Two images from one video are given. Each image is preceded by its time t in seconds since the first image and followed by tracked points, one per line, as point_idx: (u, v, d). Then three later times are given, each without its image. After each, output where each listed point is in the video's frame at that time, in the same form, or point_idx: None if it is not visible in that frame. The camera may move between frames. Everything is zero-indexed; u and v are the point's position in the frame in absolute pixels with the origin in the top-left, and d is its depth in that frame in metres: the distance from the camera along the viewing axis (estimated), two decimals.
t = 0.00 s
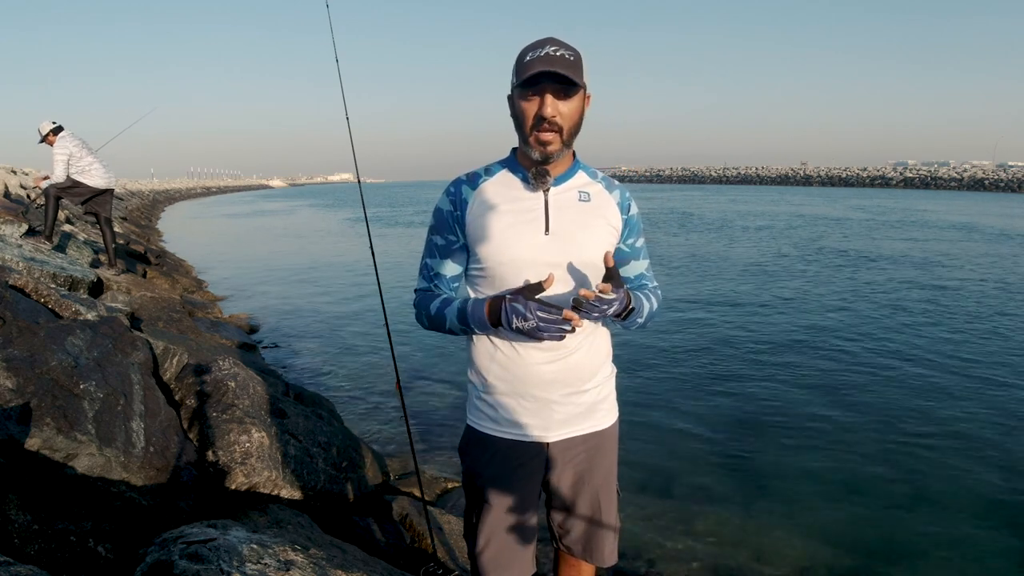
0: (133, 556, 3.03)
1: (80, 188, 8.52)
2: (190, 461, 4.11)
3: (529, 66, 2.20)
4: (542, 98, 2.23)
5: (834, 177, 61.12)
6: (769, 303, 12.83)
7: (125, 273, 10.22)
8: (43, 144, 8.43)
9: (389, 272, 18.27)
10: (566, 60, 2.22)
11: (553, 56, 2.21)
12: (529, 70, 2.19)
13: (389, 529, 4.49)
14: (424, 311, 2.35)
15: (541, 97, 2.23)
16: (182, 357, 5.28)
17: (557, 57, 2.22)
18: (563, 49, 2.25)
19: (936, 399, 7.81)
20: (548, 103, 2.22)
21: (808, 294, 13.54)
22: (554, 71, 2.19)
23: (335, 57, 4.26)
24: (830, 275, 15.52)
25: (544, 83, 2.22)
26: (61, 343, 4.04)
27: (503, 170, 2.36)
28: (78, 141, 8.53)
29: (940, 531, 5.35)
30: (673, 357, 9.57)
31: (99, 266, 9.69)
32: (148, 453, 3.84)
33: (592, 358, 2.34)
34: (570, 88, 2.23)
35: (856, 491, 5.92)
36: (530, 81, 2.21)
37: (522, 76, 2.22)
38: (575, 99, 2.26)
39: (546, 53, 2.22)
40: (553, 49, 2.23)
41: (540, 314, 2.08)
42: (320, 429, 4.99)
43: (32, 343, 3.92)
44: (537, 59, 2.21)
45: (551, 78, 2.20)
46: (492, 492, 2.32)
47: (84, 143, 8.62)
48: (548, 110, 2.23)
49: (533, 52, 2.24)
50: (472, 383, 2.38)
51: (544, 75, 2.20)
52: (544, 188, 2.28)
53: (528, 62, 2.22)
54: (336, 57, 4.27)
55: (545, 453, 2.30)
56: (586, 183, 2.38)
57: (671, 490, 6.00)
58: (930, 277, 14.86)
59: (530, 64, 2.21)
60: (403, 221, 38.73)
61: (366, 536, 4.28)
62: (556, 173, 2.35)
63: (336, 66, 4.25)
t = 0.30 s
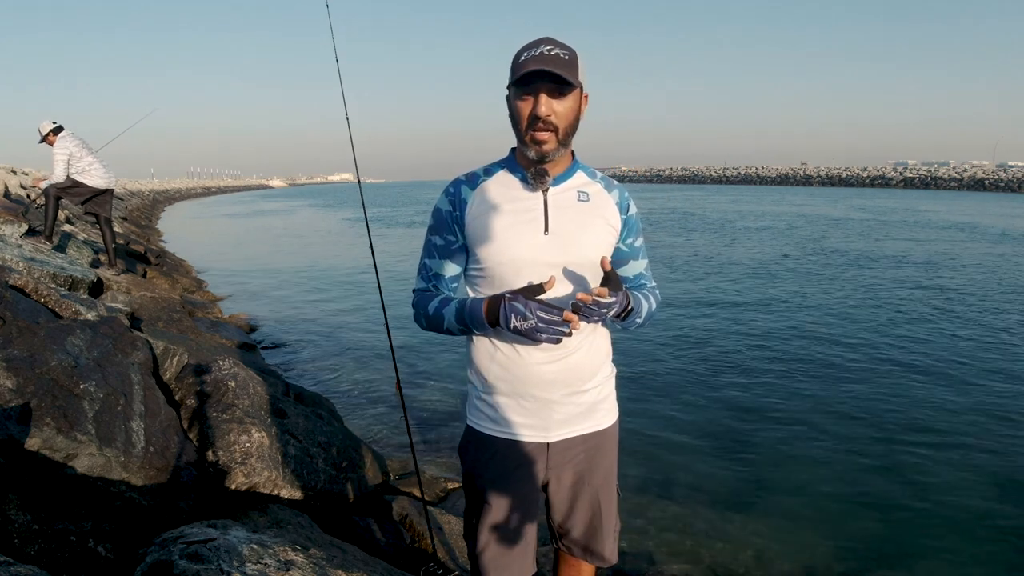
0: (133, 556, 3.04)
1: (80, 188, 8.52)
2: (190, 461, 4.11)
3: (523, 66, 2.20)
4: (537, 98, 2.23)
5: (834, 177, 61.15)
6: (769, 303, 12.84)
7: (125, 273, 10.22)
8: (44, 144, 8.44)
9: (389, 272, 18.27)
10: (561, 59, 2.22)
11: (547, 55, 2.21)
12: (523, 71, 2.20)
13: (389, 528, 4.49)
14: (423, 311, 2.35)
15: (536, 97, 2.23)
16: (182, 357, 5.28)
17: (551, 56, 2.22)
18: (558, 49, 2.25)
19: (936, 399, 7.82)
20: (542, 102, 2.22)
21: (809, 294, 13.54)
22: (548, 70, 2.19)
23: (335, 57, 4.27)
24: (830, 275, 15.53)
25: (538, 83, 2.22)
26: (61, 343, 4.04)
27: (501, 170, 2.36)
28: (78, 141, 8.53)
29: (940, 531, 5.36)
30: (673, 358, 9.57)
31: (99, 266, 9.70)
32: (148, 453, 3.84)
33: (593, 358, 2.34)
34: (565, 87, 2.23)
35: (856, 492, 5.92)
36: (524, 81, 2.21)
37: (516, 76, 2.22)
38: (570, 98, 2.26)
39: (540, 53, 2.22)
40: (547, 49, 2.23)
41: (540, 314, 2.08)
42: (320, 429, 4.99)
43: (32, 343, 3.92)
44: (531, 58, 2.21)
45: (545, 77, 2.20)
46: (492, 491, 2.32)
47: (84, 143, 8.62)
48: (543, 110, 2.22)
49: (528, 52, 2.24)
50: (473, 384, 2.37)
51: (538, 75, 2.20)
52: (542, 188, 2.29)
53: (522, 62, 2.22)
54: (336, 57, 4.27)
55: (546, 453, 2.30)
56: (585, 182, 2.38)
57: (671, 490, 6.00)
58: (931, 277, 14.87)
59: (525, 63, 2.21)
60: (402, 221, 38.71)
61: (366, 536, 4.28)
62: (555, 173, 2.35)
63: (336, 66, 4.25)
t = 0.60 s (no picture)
0: (133, 556, 3.04)
1: (80, 187, 8.52)
2: (190, 461, 4.11)
3: (520, 67, 2.21)
4: (534, 99, 2.23)
5: (834, 177, 61.16)
6: (769, 303, 12.83)
7: (125, 273, 10.22)
8: (44, 144, 8.44)
9: (389, 272, 18.27)
10: (558, 60, 2.22)
11: (544, 55, 2.21)
12: (520, 72, 2.20)
13: (389, 528, 4.48)
14: (422, 311, 2.35)
15: (533, 98, 2.23)
16: (182, 357, 5.28)
17: (548, 57, 2.22)
18: (554, 49, 2.25)
19: (936, 400, 7.82)
20: (540, 103, 2.22)
21: (809, 295, 13.54)
22: (544, 71, 2.19)
23: (335, 56, 4.27)
24: (830, 275, 15.53)
25: (535, 84, 2.22)
26: (61, 343, 4.04)
27: (500, 171, 2.36)
28: (78, 141, 8.53)
29: (940, 531, 5.36)
30: (673, 358, 9.57)
31: (99, 266, 9.70)
32: (148, 453, 3.84)
33: (592, 358, 2.33)
34: (562, 88, 2.23)
35: (856, 492, 5.92)
36: (522, 82, 2.22)
37: (513, 78, 2.22)
38: (567, 98, 2.25)
39: (537, 54, 2.22)
40: (543, 49, 2.23)
41: (534, 290, 2.08)
42: (320, 429, 4.99)
43: (33, 343, 3.92)
44: (528, 59, 2.21)
45: (541, 78, 2.20)
46: (491, 491, 2.32)
47: (85, 143, 8.62)
48: (541, 111, 2.22)
49: (525, 53, 2.24)
50: (473, 384, 2.37)
51: (535, 76, 2.20)
52: (541, 188, 2.29)
53: (519, 63, 2.22)
54: (337, 57, 4.27)
55: (545, 453, 2.30)
56: (584, 182, 2.38)
57: (671, 489, 6.01)
58: (931, 277, 14.87)
59: (521, 65, 2.21)
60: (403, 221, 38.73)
61: (366, 536, 4.28)
62: (553, 173, 2.34)
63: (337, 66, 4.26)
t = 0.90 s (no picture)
0: (133, 556, 3.04)
1: (80, 187, 8.52)
2: (190, 461, 4.11)
3: (520, 66, 2.21)
4: (535, 98, 2.23)
5: (834, 177, 61.16)
6: (769, 303, 12.83)
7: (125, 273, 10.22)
8: (44, 144, 8.44)
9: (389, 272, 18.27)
10: (559, 59, 2.22)
11: (545, 55, 2.21)
12: (521, 70, 2.20)
13: (389, 529, 4.48)
14: (420, 311, 2.35)
15: (533, 97, 2.23)
16: (182, 357, 5.27)
17: (549, 56, 2.22)
18: (555, 49, 2.25)
19: (936, 400, 7.82)
20: (540, 102, 2.22)
21: (809, 295, 13.55)
22: (544, 70, 2.19)
23: (335, 56, 4.27)
24: (830, 275, 15.53)
25: (536, 83, 2.22)
26: (61, 343, 4.04)
27: (498, 170, 2.36)
28: (78, 141, 8.53)
29: (940, 531, 5.36)
30: (672, 358, 9.57)
31: (98, 266, 9.70)
32: (148, 453, 3.84)
33: (591, 357, 2.33)
34: (562, 87, 2.24)
35: (856, 493, 5.92)
36: (522, 81, 2.22)
37: (514, 76, 2.22)
38: (568, 98, 2.26)
39: (538, 52, 2.22)
40: (544, 49, 2.23)
41: (514, 321, 2.08)
42: (320, 429, 4.99)
43: (33, 343, 3.92)
44: (529, 58, 2.21)
45: (542, 76, 2.21)
46: (491, 489, 2.32)
47: (85, 143, 8.62)
48: (541, 110, 2.22)
49: (525, 51, 2.25)
50: (472, 383, 2.38)
51: (536, 75, 2.20)
52: (539, 188, 2.29)
53: (520, 62, 2.22)
54: (336, 56, 4.27)
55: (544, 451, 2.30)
56: (583, 182, 2.38)
57: (671, 490, 6.01)
58: (931, 278, 14.88)
59: (522, 63, 2.21)
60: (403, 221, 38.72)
61: (366, 536, 4.28)
62: (552, 172, 2.35)
63: (336, 66, 4.26)
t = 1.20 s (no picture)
0: (133, 556, 3.05)
1: (80, 187, 8.52)
2: (190, 461, 4.11)
3: (519, 67, 2.21)
4: (533, 99, 2.22)
5: (834, 176, 61.17)
6: (769, 303, 12.83)
7: (125, 273, 10.22)
8: (44, 144, 8.44)
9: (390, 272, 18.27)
10: (556, 59, 2.22)
11: (543, 55, 2.21)
12: (519, 71, 2.20)
13: (389, 529, 4.49)
14: (421, 313, 2.34)
15: (532, 98, 2.23)
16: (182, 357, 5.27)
17: (547, 56, 2.22)
18: (553, 49, 2.25)
19: (936, 401, 7.82)
20: (539, 103, 2.22)
21: (809, 295, 13.55)
22: (543, 71, 2.19)
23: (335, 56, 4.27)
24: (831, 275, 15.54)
25: (534, 84, 2.22)
26: (61, 343, 4.04)
27: (497, 171, 2.36)
28: (78, 141, 8.53)
29: (939, 531, 5.37)
30: (673, 358, 9.57)
31: (98, 266, 9.70)
32: (148, 453, 3.84)
33: (590, 357, 2.33)
34: (560, 87, 2.23)
35: (856, 493, 5.92)
36: (520, 81, 2.22)
37: (512, 77, 2.22)
38: (566, 98, 2.26)
39: (535, 53, 2.22)
40: (542, 49, 2.23)
41: (533, 312, 2.09)
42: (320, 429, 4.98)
43: (32, 343, 3.91)
44: (527, 59, 2.21)
45: (539, 77, 2.20)
46: (490, 489, 2.32)
47: (85, 143, 8.61)
48: (540, 110, 2.22)
49: (523, 52, 2.25)
50: (471, 384, 2.37)
51: (534, 76, 2.20)
52: (538, 188, 2.29)
53: (518, 62, 2.22)
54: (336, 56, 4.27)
55: (544, 451, 2.30)
56: (581, 181, 2.38)
57: (671, 490, 6.01)
58: (931, 278, 14.89)
59: (520, 64, 2.21)
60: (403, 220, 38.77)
61: (366, 536, 4.28)
62: (551, 172, 2.35)
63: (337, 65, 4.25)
